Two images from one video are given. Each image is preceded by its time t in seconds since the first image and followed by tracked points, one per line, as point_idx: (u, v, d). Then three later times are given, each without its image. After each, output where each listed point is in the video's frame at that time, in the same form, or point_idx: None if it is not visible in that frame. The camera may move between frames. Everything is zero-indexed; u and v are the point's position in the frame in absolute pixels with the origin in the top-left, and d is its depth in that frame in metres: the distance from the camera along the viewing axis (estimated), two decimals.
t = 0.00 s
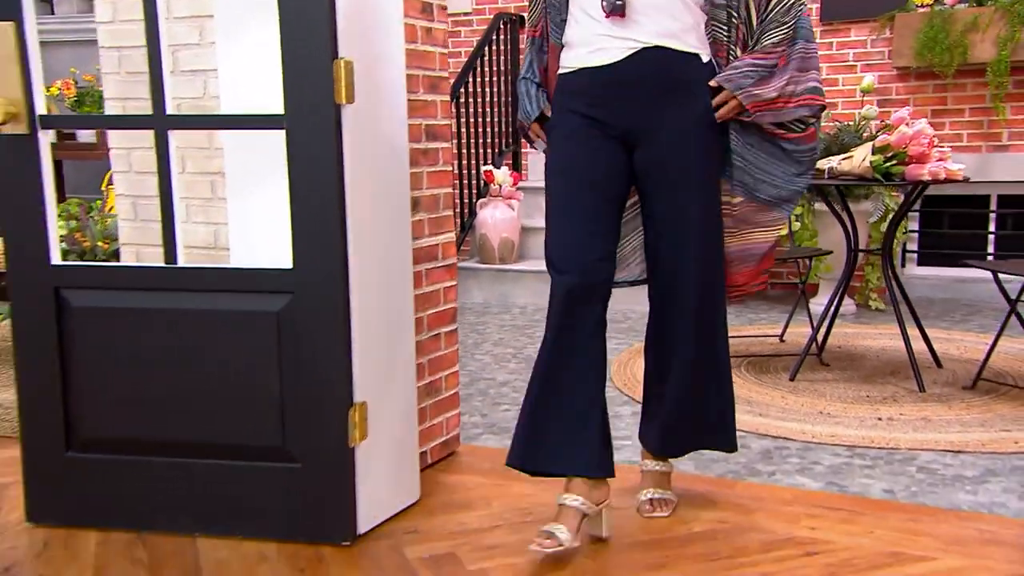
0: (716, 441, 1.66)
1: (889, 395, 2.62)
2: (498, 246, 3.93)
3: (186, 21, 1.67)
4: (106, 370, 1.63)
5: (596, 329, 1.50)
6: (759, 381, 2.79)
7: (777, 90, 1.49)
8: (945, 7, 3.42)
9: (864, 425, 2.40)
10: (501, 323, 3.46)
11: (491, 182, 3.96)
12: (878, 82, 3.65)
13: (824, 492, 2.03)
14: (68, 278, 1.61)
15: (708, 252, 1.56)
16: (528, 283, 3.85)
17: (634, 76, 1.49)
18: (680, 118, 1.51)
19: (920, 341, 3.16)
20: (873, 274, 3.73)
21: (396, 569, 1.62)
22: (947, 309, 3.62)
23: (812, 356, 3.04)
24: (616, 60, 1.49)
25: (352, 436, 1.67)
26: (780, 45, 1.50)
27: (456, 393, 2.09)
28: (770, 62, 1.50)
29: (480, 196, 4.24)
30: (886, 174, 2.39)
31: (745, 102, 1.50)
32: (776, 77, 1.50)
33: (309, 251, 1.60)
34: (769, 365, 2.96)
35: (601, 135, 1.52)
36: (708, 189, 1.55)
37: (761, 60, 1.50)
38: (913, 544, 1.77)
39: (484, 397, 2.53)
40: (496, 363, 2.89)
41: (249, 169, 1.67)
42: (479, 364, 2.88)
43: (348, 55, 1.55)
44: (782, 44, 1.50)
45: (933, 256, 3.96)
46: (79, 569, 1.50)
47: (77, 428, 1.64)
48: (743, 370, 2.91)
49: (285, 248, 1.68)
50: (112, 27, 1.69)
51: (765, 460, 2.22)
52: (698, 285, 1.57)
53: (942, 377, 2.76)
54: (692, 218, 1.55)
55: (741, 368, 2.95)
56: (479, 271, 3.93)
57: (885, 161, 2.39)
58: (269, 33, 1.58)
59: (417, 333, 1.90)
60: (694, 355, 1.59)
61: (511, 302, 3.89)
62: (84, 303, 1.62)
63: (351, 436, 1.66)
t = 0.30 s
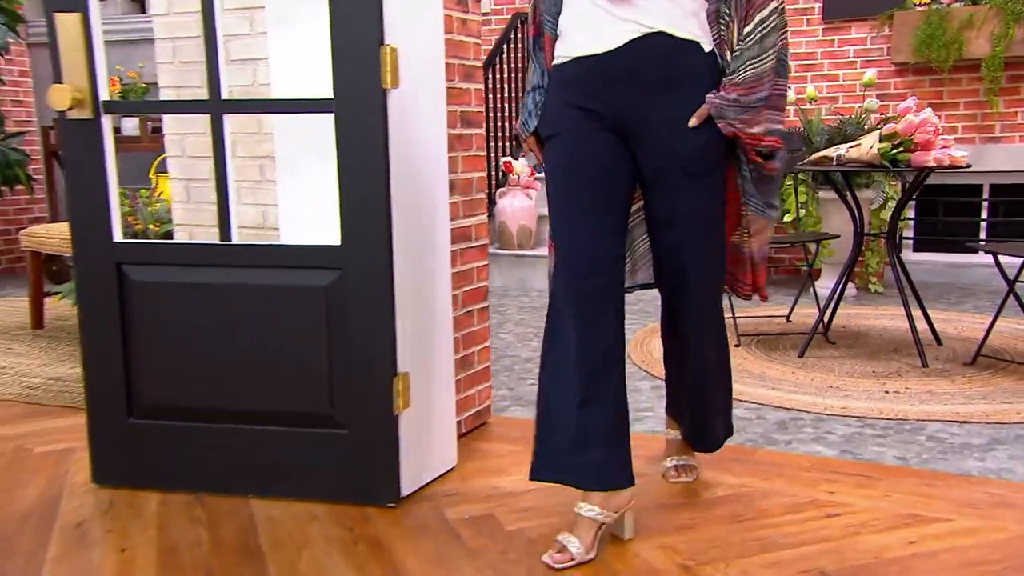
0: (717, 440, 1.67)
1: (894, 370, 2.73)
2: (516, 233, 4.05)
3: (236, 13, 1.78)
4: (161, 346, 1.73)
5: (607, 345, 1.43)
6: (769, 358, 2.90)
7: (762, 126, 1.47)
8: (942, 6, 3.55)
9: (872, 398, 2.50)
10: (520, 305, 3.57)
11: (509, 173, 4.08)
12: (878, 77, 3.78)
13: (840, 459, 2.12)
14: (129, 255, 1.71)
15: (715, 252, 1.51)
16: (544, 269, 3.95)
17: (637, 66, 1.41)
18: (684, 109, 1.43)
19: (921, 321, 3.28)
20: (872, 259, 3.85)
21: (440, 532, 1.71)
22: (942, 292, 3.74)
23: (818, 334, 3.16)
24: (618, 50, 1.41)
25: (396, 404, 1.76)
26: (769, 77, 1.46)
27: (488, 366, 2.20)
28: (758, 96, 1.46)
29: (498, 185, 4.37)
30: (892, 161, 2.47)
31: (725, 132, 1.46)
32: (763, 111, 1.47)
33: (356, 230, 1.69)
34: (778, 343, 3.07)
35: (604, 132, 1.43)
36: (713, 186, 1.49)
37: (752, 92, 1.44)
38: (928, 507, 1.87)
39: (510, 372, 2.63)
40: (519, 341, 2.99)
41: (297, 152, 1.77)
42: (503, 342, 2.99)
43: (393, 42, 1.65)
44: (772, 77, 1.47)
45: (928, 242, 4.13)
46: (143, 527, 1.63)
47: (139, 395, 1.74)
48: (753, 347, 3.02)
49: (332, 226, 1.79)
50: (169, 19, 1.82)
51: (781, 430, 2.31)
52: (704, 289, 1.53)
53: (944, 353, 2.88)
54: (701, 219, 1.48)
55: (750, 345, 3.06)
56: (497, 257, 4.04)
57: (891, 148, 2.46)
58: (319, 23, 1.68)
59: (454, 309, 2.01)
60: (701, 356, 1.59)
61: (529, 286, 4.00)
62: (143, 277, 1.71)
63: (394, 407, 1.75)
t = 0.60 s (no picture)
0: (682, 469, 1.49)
1: (909, 354, 2.82)
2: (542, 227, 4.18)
3: (296, 14, 1.89)
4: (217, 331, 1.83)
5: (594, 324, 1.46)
6: (788, 344, 2.97)
7: (753, 102, 1.31)
8: (950, 10, 3.67)
9: (891, 380, 2.59)
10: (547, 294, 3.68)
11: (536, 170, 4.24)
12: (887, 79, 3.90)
13: (865, 437, 2.18)
14: (197, 242, 1.82)
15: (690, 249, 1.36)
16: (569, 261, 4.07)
17: (614, 42, 1.35)
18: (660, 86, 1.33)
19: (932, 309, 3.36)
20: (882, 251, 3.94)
21: (485, 507, 1.77)
22: (949, 282, 3.85)
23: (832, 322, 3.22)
24: (596, 26, 1.37)
25: (447, 383, 1.84)
26: (761, 46, 1.31)
27: (526, 350, 2.30)
28: (747, 67, 1.30)
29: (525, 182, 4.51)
30: (909, 156, 2.54)
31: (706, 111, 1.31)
32: (754, 84, 1.31)
33: (410, 219, 1.78)
34: (796, 329, 3.13)
35: (585, 112, 1.39)
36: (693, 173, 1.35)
37: (739, 65, 1.30)
38: (954, 483, 1.92)
39: (543, 356, 2.73)
40: (549, 328, 3.10)
41: (356, 145, 1.89)
42: (534, 329, 3.10)
43: (445, 39, 1.74)
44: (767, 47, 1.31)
45: (933, 235, 4.27)
46: (211, 496, 1.73)
47: (206, 373, 1.84)
48: (772, 334, 3.09)
49: (387, 214, 1.88)
50: (230, 21, 1.93)
51: (806, 411, 2.36)
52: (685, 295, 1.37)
53: (955, 340, 2.96)
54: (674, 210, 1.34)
55: (767, 331, 3.11)
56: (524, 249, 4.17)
57: (908, 143, 2.54)
58: (377, 22, 1.79)
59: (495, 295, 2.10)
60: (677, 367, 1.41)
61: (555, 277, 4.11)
62: (210, 262, 1.82)
63: (444, 387, 1.84)
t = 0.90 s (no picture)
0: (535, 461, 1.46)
1: (926, 342, 2.86)
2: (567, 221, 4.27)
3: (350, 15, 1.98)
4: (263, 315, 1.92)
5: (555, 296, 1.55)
6: (808, 330, 3.00)
7: (710, 94, 1.32)
8: (960, 15, 3.79)
9: (910, 366, 2.62)
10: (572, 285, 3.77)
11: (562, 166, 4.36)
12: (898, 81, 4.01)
13: (890, 419, 2.22)
14: (259, 232, 1.92)
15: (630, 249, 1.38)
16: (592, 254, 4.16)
17: (592, 37, 1.41)
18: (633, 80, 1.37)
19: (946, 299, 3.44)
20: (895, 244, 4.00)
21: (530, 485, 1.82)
22: (958, 274, 3.95)
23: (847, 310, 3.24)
24: (579, 24, 1.43)
25: (494, 365, 1.91)
26: (722, 36, 1.31)
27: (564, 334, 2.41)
28: (702, 59, 1.32)
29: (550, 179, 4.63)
30: (927, 152, 2.62)
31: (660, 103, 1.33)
32: (712, 77, 1.33)
33: (462, 210, 1.86)
34: (815, 318, 3.15)
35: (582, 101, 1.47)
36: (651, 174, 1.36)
37: (695, 56, 1.31)
38: (981, 462, 1.95)
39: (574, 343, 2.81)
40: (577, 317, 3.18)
41: (410, 139, 1.98)
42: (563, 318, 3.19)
43: (495, 38, 1.83)
44: (728, 36, 1.31)
45: (941, 229, 4.39)
46: (275, 469, 1.82)
47: (267, 355, 1.95)
48: (792, 323, 3.09)
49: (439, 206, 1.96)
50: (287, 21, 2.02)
51: (831, 394, 2.39)
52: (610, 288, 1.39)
53: (970, 328, 3.03)
54: (624, 206, 1.36)
55: (787, 319, 3.14)
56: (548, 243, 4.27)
57: (928, 140, 2.62)
58: (431, 22, 1.88)
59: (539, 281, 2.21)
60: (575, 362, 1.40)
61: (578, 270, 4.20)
62: (273, 250, 1.92)
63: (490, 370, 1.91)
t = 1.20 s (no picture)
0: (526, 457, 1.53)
1: (941, 331, 2.90)
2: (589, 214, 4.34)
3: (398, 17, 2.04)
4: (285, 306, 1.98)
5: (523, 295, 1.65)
6: (827, 320, 3.02)
7: (636, 95, 1.33)
8: (970, 18, 3.86)
9: (927, 353, 2.65)
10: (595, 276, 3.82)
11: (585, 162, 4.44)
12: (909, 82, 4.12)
13: (914, 405, 2.23)
14: (314, 224, 2.02)
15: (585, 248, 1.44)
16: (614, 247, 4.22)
17: (548, 36, 1.46)
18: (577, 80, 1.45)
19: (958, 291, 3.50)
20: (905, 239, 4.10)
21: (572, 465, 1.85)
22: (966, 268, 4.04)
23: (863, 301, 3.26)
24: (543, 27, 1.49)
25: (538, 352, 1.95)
26: (648, 36, 1.33)
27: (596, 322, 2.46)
28: (630, 58, 1.33)
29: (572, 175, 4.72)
30: (944, 149, 2.73)
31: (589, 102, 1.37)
32: (640, 78, 1.34)
33: (508, 202, 1.91)
34: (833, 308, 3.19)
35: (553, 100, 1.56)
36: (598, 172, 1.42)
37: (621, 56, 1.33)
38: (1005, 446, 1.96)
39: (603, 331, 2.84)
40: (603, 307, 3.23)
41: (458, 136, 2.01)
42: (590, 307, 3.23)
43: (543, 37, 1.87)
44: (656, 36, 1.32)
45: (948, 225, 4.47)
46: (332, 448, 1.89)
47: (321, 340, 2.04)
48: (811, 313, 3.12)
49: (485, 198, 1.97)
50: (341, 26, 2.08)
51: (854, 379, 2.41)
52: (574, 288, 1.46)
53: (982, 318, 3.08)
54: (577, 207, 1.44)
55: (805, 308, 3.16)
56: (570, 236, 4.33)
57: (944, 138, 2.74)
58: (481, 24, 1.96)
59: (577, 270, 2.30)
60: (549, 359, 1.48)
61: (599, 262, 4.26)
62: (328, 242, 2.01)
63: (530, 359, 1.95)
